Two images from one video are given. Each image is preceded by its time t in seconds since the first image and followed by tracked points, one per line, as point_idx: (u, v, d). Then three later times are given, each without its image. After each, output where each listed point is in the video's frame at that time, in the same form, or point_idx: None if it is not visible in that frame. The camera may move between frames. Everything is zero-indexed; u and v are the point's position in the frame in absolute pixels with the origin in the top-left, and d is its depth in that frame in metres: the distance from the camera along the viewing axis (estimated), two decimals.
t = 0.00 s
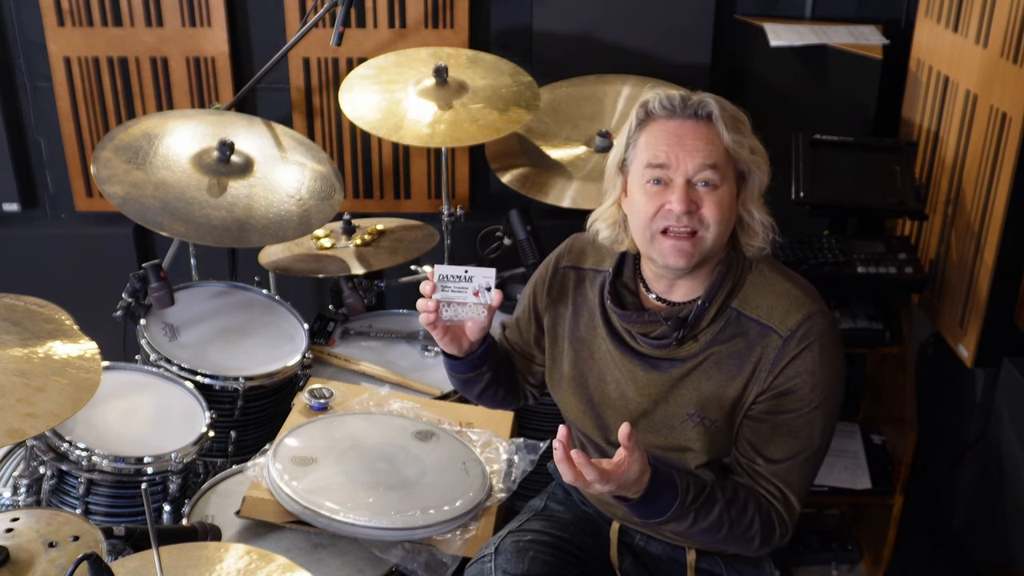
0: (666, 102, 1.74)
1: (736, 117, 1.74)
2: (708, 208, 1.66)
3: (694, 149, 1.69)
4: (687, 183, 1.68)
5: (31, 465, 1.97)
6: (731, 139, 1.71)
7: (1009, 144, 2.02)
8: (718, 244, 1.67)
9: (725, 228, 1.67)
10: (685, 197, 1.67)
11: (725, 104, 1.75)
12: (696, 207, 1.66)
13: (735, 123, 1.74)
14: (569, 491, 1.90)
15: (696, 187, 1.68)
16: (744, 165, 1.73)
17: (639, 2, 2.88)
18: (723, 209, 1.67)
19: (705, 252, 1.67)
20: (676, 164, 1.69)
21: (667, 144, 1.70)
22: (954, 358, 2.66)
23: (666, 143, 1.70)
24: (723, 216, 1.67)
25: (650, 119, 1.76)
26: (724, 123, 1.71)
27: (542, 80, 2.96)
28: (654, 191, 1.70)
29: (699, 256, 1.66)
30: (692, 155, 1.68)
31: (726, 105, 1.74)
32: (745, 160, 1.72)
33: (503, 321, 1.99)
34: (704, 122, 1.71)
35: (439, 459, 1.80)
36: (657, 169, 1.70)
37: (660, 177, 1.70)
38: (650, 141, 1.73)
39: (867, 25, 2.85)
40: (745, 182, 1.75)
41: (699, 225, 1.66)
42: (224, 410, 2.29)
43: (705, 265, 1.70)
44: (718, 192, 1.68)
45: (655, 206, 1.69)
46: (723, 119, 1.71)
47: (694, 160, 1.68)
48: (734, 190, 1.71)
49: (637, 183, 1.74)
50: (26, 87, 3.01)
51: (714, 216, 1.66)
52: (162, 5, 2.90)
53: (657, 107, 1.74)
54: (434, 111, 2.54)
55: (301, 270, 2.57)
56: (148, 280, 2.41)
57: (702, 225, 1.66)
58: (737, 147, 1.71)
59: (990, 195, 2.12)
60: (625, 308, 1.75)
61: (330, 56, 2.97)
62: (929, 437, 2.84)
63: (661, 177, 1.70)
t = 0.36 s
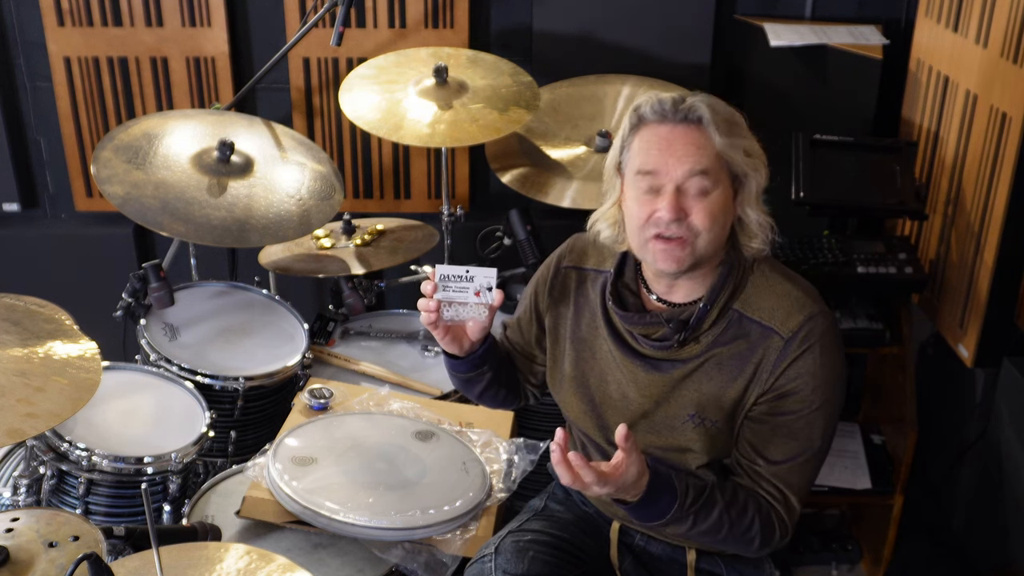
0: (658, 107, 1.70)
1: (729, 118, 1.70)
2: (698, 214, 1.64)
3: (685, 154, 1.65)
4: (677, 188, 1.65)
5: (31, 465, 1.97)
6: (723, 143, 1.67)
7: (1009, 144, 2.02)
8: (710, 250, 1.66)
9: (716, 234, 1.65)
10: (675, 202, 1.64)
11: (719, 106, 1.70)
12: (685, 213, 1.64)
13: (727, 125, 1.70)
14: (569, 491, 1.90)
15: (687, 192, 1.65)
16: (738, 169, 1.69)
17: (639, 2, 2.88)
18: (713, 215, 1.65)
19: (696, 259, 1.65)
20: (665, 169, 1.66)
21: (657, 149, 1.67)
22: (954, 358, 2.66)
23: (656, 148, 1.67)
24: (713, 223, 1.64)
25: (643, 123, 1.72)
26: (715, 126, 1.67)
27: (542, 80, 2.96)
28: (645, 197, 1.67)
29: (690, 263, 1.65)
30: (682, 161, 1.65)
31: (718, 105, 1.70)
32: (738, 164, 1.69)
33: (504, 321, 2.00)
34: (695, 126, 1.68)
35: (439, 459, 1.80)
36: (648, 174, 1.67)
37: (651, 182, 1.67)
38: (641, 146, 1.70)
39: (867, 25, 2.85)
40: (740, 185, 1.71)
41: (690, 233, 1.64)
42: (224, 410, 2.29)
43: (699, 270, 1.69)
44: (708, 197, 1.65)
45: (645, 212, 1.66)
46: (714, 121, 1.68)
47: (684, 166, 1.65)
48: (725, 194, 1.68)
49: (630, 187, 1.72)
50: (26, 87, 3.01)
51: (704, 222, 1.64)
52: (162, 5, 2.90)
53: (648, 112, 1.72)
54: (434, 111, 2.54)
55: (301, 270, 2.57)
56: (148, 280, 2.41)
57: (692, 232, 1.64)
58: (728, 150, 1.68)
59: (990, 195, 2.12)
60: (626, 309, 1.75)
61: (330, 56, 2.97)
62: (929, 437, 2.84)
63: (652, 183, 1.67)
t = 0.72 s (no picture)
0: (615, 150, 1.60)
1: (687, 172, 1.55)
2: (641, 262, 1.60)
3: (625, 208, 1.57)
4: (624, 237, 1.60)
5: (31, 465, 1.97)
6: (666, 201, 1.55)
7: (1009, 144, 2.02)
8: (663, 290, 1.63)
9: (665, 279, 1.61)
10: (619, 251, 1.61)
11: (672, 158, 1.55)
12: (628, 261, 1.61)
13: (679, 180, 1.55)
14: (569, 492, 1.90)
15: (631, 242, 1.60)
16: (692, 223, 1.56)
17: (639, 2, 2.88)
18: (658, 265, 1.59)
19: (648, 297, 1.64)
20: (609, 218, 1.60)
21: (607, 197, 1.60)
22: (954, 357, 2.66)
23: (606, 194, 1.60)
24: (660, 271, 1.60)
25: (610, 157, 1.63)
26: (662, 185, 1.55)
27: (542, 80, 2.96)
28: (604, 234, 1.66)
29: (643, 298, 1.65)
30: (623, 215, 1.58)
31: (677, 156, 1.55)
32: (689, 220, 1.56)
33: (510, 317, 2.00)
34: (641, 180, 1.56)
35: (439, 459, 1.80)
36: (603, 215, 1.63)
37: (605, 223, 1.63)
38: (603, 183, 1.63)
39: (867, 25, 2.85)
40: (701, 238, 1.58)
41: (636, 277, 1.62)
42: (224, 410, 2.29)
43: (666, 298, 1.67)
44: (653, 252, 1.59)
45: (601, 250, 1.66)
46: (664, 177, 1.55)
47: (623, 220, 1.58)
48: (679, 246, 1.58)
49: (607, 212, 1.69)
50: (26, 87, 3.01)
51: (646, 270, 1.60)
52: (162, 5, 2.90)
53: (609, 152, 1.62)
54: (433, 112, 2.54)
55: (301, 270, 2.57)
56: (148, 280, 2.41)
57: (637, 277, 1.62)
58: (676, 209, 1.55)
59: (990, 195, 2.12)
60: (629, 308, 1.74)
61: (330, 56, 2.97)
62: (929, 436, 2.84)
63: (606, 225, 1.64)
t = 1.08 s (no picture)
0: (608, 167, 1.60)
1: (679, 189, 1.55)
2: (640, 275, 1.61)
3: (618, 227, 1.58)
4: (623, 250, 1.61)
5: (31, 465, 1.97)
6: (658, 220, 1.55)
7: (1009, 144, 2.02)
8: (664, 300, 1.64)
9: (665, 290, 1.62)
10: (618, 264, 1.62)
11: (663, 176, 1.55)
12: (627, 273, 1.62)
13: (672, 197, 1.55)
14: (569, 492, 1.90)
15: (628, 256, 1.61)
16: (686, 239, 1.56)
17: (639, 2, 2.88)
18: (656, 278, 1.60)
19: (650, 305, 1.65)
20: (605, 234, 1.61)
21: (603, 211, 1.61)
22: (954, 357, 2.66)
23: (600, 211, 1.61)
24: (659, 283, 1.61)
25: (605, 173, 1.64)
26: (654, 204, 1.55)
27: (542, 80, 2.96)
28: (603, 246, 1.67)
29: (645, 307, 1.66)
30: (618, 232, 1.58)
31: (670, 173, 1.55)
32: (683, 236, 1.56)
33: (512, 316, 2.00)
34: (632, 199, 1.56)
35: (439, 459, 1.80)
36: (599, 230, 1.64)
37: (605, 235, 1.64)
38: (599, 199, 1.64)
39: (867, 25, 2.85)
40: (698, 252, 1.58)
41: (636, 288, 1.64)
42: (224, 410, 2.29)
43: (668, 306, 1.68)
44: (650, 265, 1.59)
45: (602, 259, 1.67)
46: (658, 194, 1.55)
47: (616, 239, 1.59)
48: (676, 259, 1.59)
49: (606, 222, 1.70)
50: (26, 87, 3.01)
51: (645, 282, 1.61)
52: (162, 5, 2.90)
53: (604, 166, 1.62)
54: (433, 112, 2.54)
55: (301, 270, 2.57)
56: (148, 280, 2.41)
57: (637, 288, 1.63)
58: (670, 226, 1.56)
59: (990, 195, 2.12)
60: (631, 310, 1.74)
61: (330, 56, 2.97)
62: (929, 436, 2.84)
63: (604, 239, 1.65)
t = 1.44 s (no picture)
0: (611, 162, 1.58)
1: (683, 185, 1.50)
2: (642, 272, 1.59)
3: (622, 223, 1.55)
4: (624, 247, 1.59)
5: (31, 465, 1.97)
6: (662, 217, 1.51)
7: (1009, 144, 2.02)
8: (665, 297, 1.62)
9: (667, 288, 1.60)
10: (620, 260, 1.60)
11: (668, 171, 1.50)
12: (628, 270, 1.60)
13: (676, 194, 1.49)
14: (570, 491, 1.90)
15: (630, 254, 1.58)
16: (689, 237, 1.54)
17: (639, 2, 2.88)
18: (659, 274, 1.58)
19: (650, 303, 1.64)
20: (607, 231, 1.58)
21: (605, 208, 1.58)
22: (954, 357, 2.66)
23: (604, 207, 1.58)
24: (662, 280, 1.59)
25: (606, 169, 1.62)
26: (660, 198, 1.49)
27: (542, 80, 2.96)
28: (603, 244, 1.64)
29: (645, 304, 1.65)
30: (621, 229, 1.56)
31: (673, 169, 1.50)
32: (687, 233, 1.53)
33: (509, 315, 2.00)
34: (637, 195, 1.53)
35: (439, 459, 1.80)
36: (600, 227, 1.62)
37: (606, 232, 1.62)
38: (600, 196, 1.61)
39: (867, 25, 2.85)
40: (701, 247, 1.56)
41: (639, 285, 1.61)
42: (224, 410, 2.29)
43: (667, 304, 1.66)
44: (653, 262, 1.57)
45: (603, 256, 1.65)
46: (660, 190, 1.49)
47: (621, 235, 1.56)
48: (680, 256, 1.57)
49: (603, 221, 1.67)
50: (26, 87, 3.01)
51: (648, 279, 1.59)
52: (162, 5, 2.90)
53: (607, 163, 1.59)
54: (433, 112, 2.54)
55: (301, 270, 2.57)
56: (148, 280, 2.41)
57: (640, 285, 1.61)
58: (674, 222, 1.50)
59: (990, 195, 2.12)
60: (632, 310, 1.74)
61: (330, 56, 2.97)
62: (929, 436, 2.84)
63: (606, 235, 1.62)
